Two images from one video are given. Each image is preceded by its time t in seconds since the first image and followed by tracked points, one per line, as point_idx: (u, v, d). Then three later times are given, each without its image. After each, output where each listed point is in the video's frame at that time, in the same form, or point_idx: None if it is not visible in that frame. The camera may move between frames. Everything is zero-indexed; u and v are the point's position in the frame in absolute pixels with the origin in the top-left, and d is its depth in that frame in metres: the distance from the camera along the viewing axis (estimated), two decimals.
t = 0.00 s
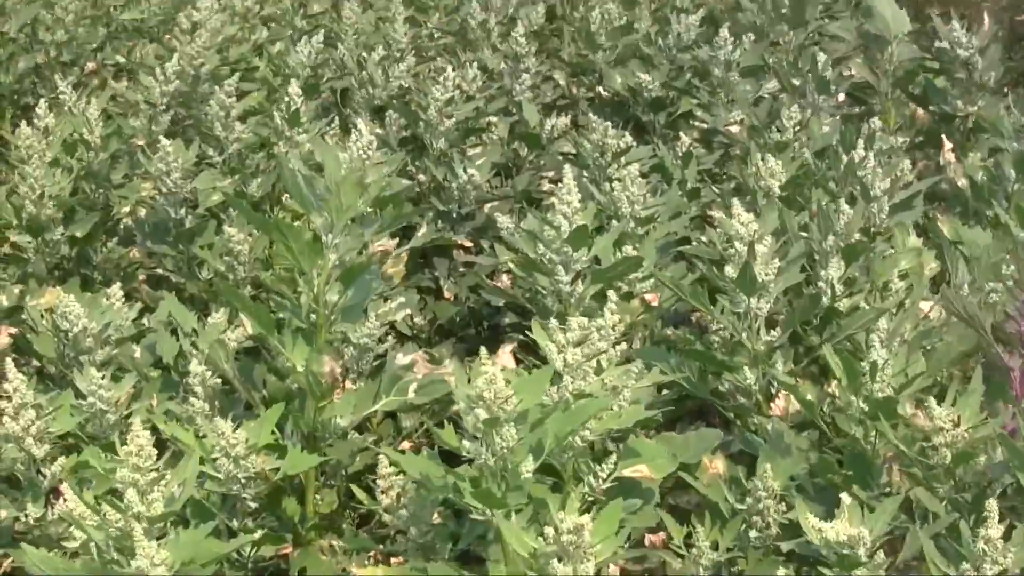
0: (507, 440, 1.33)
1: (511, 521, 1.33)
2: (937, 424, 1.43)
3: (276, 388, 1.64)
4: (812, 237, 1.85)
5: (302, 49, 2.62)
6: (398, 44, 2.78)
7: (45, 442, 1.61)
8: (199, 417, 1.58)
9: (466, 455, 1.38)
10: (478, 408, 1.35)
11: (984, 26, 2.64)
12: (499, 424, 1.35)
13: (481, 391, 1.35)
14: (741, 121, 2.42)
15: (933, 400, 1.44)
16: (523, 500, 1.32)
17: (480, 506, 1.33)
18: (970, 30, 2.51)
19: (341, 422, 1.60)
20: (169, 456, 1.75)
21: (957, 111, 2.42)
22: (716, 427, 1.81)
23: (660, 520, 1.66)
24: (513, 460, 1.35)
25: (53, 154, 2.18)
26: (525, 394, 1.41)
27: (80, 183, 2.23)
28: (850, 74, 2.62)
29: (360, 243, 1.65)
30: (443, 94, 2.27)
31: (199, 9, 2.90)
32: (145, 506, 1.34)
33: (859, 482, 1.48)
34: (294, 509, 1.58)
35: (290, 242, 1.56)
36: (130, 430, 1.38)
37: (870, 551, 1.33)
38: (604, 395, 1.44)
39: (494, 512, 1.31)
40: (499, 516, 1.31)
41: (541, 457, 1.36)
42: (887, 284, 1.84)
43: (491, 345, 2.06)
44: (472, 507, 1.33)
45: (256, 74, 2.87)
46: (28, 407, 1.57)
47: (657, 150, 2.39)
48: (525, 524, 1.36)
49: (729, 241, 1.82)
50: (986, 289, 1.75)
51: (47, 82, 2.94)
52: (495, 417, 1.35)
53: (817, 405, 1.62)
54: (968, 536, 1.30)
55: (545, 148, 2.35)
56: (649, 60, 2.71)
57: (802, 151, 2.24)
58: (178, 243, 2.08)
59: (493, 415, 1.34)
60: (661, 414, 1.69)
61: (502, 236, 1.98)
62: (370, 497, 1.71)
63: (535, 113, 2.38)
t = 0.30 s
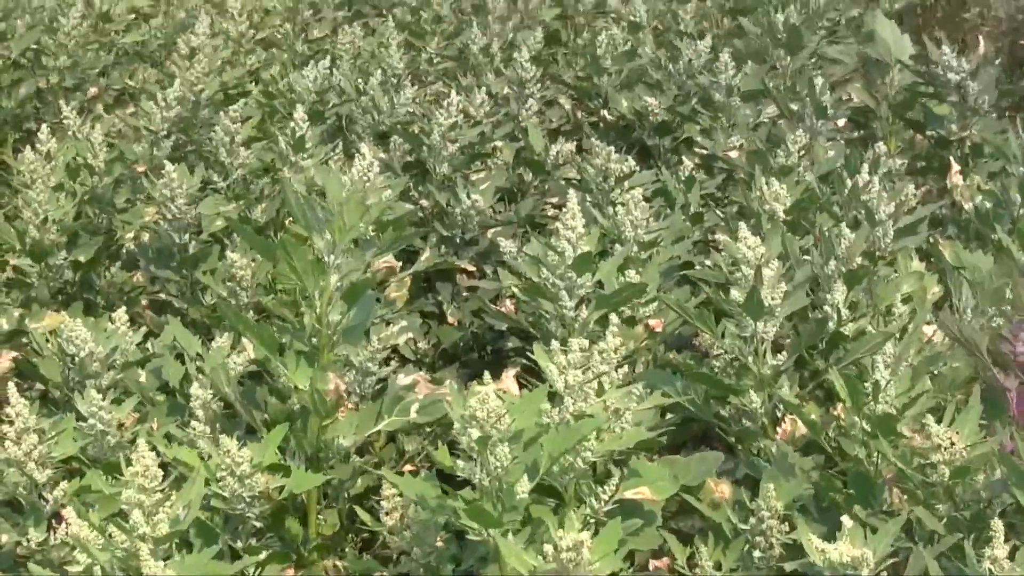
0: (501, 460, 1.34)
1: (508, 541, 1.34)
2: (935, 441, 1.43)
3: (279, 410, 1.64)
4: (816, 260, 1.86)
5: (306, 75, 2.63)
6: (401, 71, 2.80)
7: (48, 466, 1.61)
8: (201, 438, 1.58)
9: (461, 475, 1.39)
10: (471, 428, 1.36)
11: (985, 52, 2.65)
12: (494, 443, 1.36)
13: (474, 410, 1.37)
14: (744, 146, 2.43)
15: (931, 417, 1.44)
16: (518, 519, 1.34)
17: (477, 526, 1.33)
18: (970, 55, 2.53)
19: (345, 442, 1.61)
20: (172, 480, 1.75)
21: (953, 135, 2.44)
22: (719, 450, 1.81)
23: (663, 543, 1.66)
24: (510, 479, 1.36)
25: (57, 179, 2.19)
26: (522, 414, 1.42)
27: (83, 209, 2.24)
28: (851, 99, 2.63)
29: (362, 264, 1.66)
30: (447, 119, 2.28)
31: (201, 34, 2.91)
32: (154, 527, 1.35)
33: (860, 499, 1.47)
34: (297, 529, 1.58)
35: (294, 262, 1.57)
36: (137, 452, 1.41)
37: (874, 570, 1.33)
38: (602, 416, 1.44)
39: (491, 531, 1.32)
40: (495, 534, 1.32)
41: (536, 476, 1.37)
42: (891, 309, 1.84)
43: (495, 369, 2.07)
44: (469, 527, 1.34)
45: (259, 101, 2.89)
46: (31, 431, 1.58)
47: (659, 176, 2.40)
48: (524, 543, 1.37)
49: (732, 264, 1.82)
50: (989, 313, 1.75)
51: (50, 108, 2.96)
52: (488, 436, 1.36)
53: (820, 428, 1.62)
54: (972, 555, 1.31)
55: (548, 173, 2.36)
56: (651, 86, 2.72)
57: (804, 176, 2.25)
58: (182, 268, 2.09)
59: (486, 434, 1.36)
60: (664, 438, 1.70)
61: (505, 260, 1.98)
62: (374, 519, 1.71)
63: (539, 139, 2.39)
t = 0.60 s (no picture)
0: (509, 486, 1.34)
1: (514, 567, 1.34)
2: (942, 468, 1.44)
3: (280, 434, 1.65)
4: (818, 283, 1.86)
5: (306, 98, 2.63)
6: (402, 94, 2.81)
7: (48, 490, 1.61)
8: (202, 462, 1.58)
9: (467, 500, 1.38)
10: (480, 453, 1.36)
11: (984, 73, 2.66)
12: (501, 469, 1.36)
13: (483, 436, 1.35)
14: (746, 167, 2.43)
15: (938, 443, 1.45)
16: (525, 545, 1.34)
17: (484, 552, 1.33)
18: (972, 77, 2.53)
19: (347, 468, 1.61)
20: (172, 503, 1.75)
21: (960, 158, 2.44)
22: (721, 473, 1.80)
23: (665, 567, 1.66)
24: (516, 505, 1.35)
25: (58, 202, 2.19)
26: (527, 438, 1.41)
27: (84, 231, 2.24)
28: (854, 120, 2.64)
29: (363, 289, 1.66)
30: (447, 142, 2.28)
31: (202, 57, 2.92)
32: (149, 553, 1.35)
33: (862, 526, 1.47)
34: (298, 555, 1.57)
35: (295, 289, 1.57)
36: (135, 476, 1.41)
37: None
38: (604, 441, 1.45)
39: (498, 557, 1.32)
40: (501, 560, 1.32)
41: (542, 500, 1.37)
42: (895, 330, 1.85)
43: (496, 392, 2.07)
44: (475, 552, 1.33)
45: (261, 124, 2.89)
46: (31, 453, 1.57)
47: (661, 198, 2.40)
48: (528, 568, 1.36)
49: (733, 287, 1.82)
50: (992, 333, 1.75)
51: (51, 131, 2.96)
52: (497, 462, 1.36)
53: (821, 451, 1.62)
54: None
55: (549, 195, 2.36)
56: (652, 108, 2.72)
57: (806, 198, 2.25)
58: (183, 291, 2.09)
59: (495, 459, 1.36)
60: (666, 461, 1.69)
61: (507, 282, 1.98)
62: (375, 543, 1.71)
63: (540, 161, 2.39)
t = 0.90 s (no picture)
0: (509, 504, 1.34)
1: None
2: (940, 482, 1.43)
3: (282, 453, 1.65)
4: (819, 302, 1.86)
5: (307, 119, 2.63)
6: (402, 114, 2.81)
7: (49, 510, 1.61)
8: (203, 481, 1.58)
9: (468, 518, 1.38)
10: (480, 473, 1.36)
11: (984, 94, 2.66)
12: (501, 487, 1.36)
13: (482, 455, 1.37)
14: (747, 187, 2.44)
15: (936, 458, 1.44)
16: (525, 564, 1.32)
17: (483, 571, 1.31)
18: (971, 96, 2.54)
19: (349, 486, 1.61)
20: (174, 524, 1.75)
21: (958, 176, 2.43)
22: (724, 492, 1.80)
23: None
24: (516, 523, 1.35)
25: (59, 224, 2.19)
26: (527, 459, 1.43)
27: (85, 253, 2.24)
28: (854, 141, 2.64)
29: (365, 309, 1.65)
30: (448, 163, 2.28)
31: (202, 78, 2.92)
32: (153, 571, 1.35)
33: (865, 542, 1.47)
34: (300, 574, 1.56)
35: (297, 307, 1.57)
36: (138, 494, 1.41)
37: None
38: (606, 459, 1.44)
39: None
40: None
41: (543, 519, 1.36)
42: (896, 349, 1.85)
43: (497, 412, 2.06)
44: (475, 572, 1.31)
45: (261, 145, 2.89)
46: (32, 474, 1.57)
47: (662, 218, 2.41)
48: None
49: (736, 306, 1.82)
50: (993, 352, 1.76)
51: (51, 152, 2.97)
52: (497, 481, 1.36)
53: (824, 469, 1.61)
54: None
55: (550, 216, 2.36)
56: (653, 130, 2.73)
57: (806, 218, 2.25)
58: (184, 312, 2.09)
59: (494, 478, 1.37)
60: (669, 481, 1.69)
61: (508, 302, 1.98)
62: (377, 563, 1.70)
63: (541, 182, 2.40)
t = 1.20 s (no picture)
0: (508, 520, 1.35)
1: None
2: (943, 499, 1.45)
3: (284, 471, 1.66)
4: (821, 321, 1.86)
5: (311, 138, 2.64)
6: (406, 134, 2.82)
7: (53, 528, 1.61)
8: (206, 500, 1.58)
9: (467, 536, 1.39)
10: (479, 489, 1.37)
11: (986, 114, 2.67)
12: (501, 505, 1.37)
13: (481, 471, 1.38)
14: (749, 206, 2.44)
15: (937, 475, 1.46)
16: None
17: None
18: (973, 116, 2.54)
19: (350, 504, 1.61)
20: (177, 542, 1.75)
21: (958, 195, 2.43)
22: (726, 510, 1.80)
23: None
24: (517, 540, 1.35)
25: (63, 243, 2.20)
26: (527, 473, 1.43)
27: (89, 272, 2.24)
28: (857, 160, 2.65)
29: (365, 326, 1.65)
30: (451, 182, 2.29)
31: (205, 98, 2.93)
32: None
33: (867, 561, 1.46)
34: None
35: (299, 324, 1.57)
36: (142, 513, 1.41)
37: None
38: (608, 477, 1.45)
39: None
40: None
41: (544, 536, 1.36)
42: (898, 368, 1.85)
43: (500, 431, 2.06)
44: None
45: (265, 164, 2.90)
46: (36, 492, 1.58)
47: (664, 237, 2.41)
48: None
49: (738, 324, 1.82)
50: (994, 371, 1.76)
51: (55, 171, 2.98)
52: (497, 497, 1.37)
53: (825, 487, 1.61)
54: None
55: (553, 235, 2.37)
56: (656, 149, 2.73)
57: (808, 236, 2.25)
58: (187, 331, 2.09)
59: (493, 494, 1.38)
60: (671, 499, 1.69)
61: (511, 321, 1.99)
62: None
63: (544, 201, 2.40)
